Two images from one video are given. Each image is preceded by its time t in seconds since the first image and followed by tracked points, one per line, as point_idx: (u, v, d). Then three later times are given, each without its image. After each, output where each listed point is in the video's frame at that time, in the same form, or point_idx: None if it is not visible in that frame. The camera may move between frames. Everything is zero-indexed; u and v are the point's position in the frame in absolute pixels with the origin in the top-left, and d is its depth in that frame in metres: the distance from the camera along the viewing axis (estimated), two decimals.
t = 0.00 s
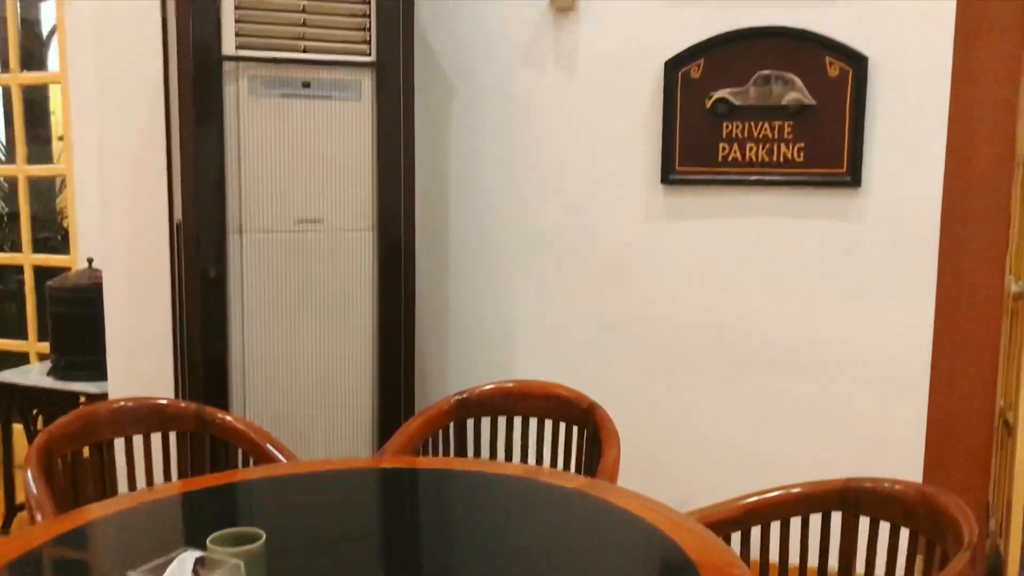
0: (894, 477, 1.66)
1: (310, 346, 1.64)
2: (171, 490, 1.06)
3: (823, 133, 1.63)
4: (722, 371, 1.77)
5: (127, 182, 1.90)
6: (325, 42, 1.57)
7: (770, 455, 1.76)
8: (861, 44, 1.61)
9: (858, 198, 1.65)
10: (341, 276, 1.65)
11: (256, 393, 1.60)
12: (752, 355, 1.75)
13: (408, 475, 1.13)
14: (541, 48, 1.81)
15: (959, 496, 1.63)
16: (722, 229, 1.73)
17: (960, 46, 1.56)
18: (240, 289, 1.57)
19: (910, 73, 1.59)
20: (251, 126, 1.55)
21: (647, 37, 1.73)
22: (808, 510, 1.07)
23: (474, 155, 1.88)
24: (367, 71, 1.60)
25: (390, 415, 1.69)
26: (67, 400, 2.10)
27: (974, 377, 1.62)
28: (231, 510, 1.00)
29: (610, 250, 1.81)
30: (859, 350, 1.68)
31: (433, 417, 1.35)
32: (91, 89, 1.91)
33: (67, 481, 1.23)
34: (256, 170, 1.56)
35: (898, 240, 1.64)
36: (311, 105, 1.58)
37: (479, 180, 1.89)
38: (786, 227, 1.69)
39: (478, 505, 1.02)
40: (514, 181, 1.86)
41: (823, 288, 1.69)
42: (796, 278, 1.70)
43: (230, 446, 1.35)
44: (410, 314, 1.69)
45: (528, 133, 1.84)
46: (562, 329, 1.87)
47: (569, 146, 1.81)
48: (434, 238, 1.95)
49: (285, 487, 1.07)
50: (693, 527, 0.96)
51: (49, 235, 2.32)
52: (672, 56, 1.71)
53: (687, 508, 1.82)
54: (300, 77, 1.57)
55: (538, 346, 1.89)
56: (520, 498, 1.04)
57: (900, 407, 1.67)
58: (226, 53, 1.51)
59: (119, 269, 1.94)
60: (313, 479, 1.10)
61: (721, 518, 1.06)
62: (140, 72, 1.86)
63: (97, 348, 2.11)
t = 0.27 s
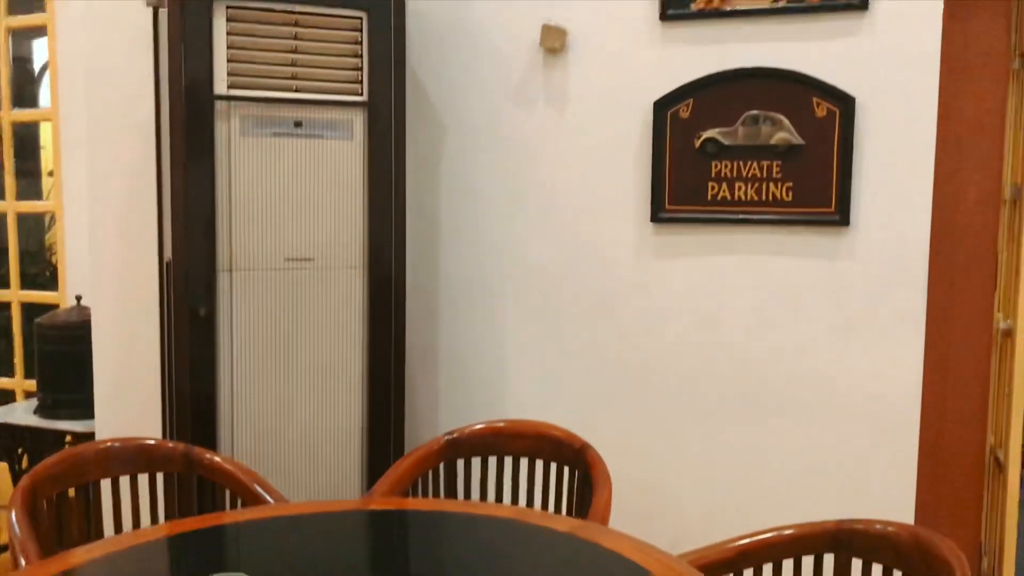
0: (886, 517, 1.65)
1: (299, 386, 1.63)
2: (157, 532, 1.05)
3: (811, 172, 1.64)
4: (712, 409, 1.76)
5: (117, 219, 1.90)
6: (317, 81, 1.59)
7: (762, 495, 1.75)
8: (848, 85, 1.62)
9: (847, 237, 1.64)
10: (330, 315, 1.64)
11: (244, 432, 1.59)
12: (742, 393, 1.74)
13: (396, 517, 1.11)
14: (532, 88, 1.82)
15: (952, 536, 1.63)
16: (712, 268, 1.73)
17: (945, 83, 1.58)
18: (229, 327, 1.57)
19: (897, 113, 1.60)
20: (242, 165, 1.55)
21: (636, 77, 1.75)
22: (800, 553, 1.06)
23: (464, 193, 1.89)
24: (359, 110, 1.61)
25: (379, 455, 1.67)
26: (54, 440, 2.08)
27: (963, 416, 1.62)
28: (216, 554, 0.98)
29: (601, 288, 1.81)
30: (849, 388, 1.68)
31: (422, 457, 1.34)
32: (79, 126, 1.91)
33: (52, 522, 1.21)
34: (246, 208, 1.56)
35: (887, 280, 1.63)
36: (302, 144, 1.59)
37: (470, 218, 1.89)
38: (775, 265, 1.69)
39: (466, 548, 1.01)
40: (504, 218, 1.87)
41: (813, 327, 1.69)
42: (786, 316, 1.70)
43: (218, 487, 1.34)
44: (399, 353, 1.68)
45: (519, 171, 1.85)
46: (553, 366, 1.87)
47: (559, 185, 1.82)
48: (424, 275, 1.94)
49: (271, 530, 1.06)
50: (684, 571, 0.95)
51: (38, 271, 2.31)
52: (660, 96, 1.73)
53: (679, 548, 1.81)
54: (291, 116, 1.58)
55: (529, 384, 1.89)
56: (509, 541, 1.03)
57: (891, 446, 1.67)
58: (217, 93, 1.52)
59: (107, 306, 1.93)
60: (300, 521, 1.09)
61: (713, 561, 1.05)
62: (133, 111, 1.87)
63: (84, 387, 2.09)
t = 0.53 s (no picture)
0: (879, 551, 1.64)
1: (289, 420, 1.62)
2: (145, 570, 1.03)
3: (801, 206, 1.65)
4: (705, 443, 1.76)
5: (109, 251, 1.90)
6: (310, 115, 1.59)
7: (755, 529, 1.74)
8: (837, 120, 1.63)
9: (838, 270, 1.65)
10: (321, 349, 1.63)
11: (233, 466, 1.58)
12: (734, 427, 1.74)
13: (387, 554, 1.10)
14: (523, 122, 1.83)
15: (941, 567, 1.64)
16: (703, 301, 1.73)
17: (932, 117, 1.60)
18: (220, 361, 1.56)
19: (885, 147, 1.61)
20: (234, 199, 1.55)
21: (627, 112, 1.76)
22: None
23: (456, 226, 1.89)
24: (351, 144, 1.61)
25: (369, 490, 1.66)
26: (40, 476, 2.07)
27: (955, 450, 1.63)
28: None
29: (593, 321, 1.81)
30: (841, 422, 1.68)
31: (413, 492, 1.33)
32: (70, 158, 1.91)
33: (38, 560, 1.19)
34: (237, 242, 1.56)
35: (878, 313, 1.64)
36: (294, 178, 1.59)
37: (462, 251, 1.90)
38: (767, 299, 1.70)
39: None
40: (496, 251, 1.87)
41: (804, 360, 1.69)
42: (778, 349, 1.70)
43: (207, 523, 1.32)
44: (391, 387, 1.67)
45: (511, 205, 1.85)
46: (545, 399, 1.86)
47: (551, 218, 1.83)
48: (416, 308, 1.94)
49: (260, 568, 1.05)
50: None
51: (27, 302, 2.30)
52: (651, 130, 1.74)
53: None
54: (283, 150, 1.58)
55: (521, 418, 1.88)
56: None
57: (884, 479, 1.66)
58: (210, 127, 1.52)
59: (97, 339, 1.92)
60: (289, 559, 1.07)
61: None
62: (126, 143, 1.87)
63: (73, 420, 2.07)
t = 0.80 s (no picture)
0: None
1: (281, 448, 1.61)
2: None
3: (794, 236, 1.65)
4: (698, 473, 1.75)
5: (101, 279, 1.89)
6: (304, 144, 1.60)
7: (749, 559, 1.73)
8: (828, 150, 1.64)
9: (830, 299, 1.65)
10: (314, 377, 1.63)
11: (224, 495, 1.57)
12: (727, 456, 1.73)
13: None
14: (517, 151, 1.84)
15: None
16: (696, 330, 1.74)
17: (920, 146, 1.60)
18: (211, 390, 1.55)
19: (876, 177, 1.62)
20: (228, 227, 1.55)
21: (620, 141, 1.77)
22: None
23: (450, 254, 1.90)
24: (345, 173, 1.62)
25: (361, 520, 1.65)
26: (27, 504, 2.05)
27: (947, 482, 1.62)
28: None
29: (586, 349, 1.81)
30: (834, 451, 1.68)
31: (405, 524, 1.32)
32: (63, 186, 1.90)
33: None
34: (230, 270, 1.56)
35: (870, 341, 1.64)
36: (288, 207, 1.59)
37: (455, 279, 1.90)
38: (760, 328, 1.70)
39: None
40: (489, 279, 1.87)
41: (797, 388, 1.69)
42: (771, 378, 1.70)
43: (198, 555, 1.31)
44: (383, 416, 1.66)
45: (504, 233, 1.86)
46: (539, 429, 1.85)
47: (544, 246, 1.83)
48: (409, 336, 1.93)
49: None
50: None
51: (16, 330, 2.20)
52: (644, 160, 1.75)
53: None
54: (277, 179, 1.58)
55: (513, 446, 1.87)
56: None
57: (878, 508, 1.66)
58: (204, 156, 1.53)
59: (88, 366, 1.91)
60: None
61: None
62: (120, 171, 1.87)
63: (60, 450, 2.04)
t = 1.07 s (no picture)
0: None
1: (272, 475, 1.60)
2: None
3: (786, 263, 1.66)
4: (692, 500, 1.75)
5: (92, 304, 1.88)
6: (298, 170, 1.60)
7: None
8: (820, 179, 1.65)
9: (823, 326, 1.66)
10: (305, 404, 1.62)
11: (214, 523, 1.55)
12: (721, 484, 1.73)
13: None
14: (511, 177, 1.84)
15: None
16: (689, 357, 1.73)
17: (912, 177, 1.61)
18: (203, 417, 1.54)
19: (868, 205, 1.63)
20: (221, 253, 1.55)
21: (613, 169, 1.78)
22: None
23: (444, 280, 1.89)
24: (339, 199, 1.62)
25: (352, 549, 1.64)
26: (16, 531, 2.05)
27: (941, 508, 1.61)
28: None
29: (579, 376, 1.81)
30: (828, 478, 1.67)
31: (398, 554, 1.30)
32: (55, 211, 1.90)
33: None
34: (223, 297, 1.55)
35: (863, 368, 1.64)
36: (281, 233, 1.59)
37: (448, 305, 1.89)
38: (753, 355, 1.70)
39: None
40: (483, 306, 1.87)
41: (791, 416, 1.68)
42: (764, 406, 1.70)
43: None
44: (376, 443, 1.65)
45: (498, 259, 1.86)
46: (531, 455, 1.85)
47: (538, 273, 1.83)
48: (401, 362, 1.93)
49: None
50: None
51: (4, 356, 2.19)
52: (637, 187, 1.75)
53: None
54: (270, 205, 1.58)
55: (506, 473, 1.86)
56: None
57: (871, 537, 1.65)
58: (197, 182, 1.53)
59: (78, 392, 1.89)
60: None
61: None
62: (113, 196, 1.87)
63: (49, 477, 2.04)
